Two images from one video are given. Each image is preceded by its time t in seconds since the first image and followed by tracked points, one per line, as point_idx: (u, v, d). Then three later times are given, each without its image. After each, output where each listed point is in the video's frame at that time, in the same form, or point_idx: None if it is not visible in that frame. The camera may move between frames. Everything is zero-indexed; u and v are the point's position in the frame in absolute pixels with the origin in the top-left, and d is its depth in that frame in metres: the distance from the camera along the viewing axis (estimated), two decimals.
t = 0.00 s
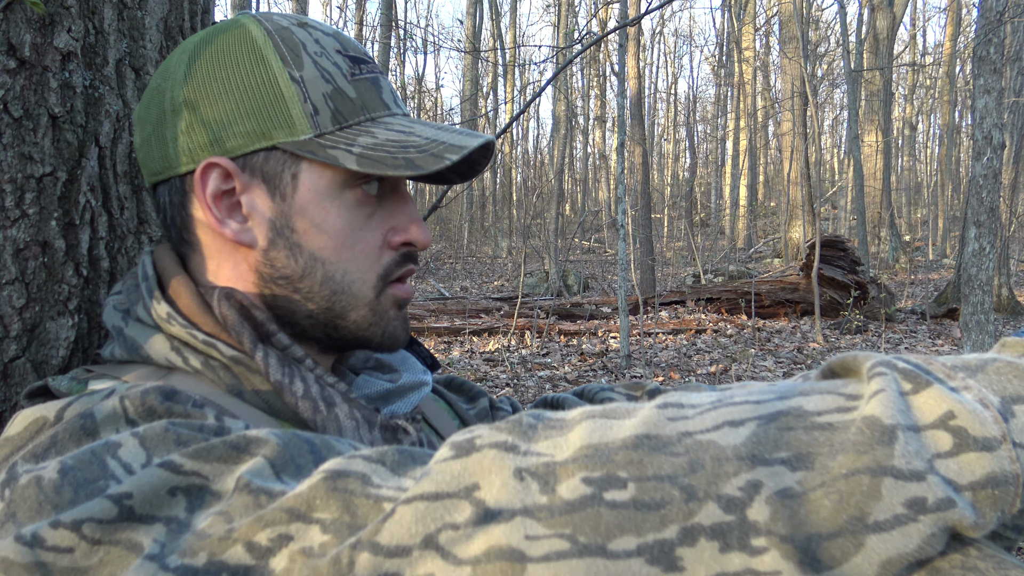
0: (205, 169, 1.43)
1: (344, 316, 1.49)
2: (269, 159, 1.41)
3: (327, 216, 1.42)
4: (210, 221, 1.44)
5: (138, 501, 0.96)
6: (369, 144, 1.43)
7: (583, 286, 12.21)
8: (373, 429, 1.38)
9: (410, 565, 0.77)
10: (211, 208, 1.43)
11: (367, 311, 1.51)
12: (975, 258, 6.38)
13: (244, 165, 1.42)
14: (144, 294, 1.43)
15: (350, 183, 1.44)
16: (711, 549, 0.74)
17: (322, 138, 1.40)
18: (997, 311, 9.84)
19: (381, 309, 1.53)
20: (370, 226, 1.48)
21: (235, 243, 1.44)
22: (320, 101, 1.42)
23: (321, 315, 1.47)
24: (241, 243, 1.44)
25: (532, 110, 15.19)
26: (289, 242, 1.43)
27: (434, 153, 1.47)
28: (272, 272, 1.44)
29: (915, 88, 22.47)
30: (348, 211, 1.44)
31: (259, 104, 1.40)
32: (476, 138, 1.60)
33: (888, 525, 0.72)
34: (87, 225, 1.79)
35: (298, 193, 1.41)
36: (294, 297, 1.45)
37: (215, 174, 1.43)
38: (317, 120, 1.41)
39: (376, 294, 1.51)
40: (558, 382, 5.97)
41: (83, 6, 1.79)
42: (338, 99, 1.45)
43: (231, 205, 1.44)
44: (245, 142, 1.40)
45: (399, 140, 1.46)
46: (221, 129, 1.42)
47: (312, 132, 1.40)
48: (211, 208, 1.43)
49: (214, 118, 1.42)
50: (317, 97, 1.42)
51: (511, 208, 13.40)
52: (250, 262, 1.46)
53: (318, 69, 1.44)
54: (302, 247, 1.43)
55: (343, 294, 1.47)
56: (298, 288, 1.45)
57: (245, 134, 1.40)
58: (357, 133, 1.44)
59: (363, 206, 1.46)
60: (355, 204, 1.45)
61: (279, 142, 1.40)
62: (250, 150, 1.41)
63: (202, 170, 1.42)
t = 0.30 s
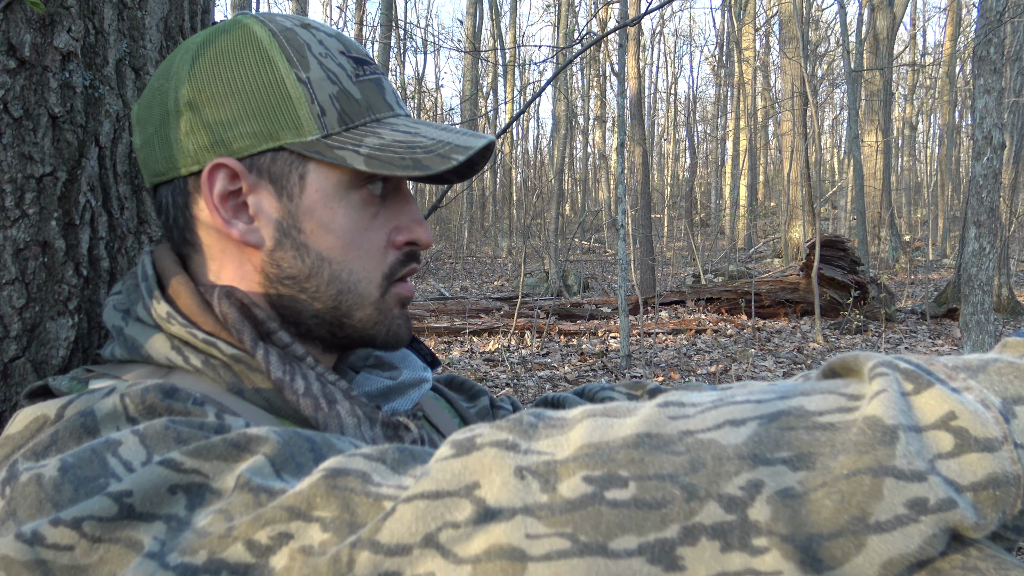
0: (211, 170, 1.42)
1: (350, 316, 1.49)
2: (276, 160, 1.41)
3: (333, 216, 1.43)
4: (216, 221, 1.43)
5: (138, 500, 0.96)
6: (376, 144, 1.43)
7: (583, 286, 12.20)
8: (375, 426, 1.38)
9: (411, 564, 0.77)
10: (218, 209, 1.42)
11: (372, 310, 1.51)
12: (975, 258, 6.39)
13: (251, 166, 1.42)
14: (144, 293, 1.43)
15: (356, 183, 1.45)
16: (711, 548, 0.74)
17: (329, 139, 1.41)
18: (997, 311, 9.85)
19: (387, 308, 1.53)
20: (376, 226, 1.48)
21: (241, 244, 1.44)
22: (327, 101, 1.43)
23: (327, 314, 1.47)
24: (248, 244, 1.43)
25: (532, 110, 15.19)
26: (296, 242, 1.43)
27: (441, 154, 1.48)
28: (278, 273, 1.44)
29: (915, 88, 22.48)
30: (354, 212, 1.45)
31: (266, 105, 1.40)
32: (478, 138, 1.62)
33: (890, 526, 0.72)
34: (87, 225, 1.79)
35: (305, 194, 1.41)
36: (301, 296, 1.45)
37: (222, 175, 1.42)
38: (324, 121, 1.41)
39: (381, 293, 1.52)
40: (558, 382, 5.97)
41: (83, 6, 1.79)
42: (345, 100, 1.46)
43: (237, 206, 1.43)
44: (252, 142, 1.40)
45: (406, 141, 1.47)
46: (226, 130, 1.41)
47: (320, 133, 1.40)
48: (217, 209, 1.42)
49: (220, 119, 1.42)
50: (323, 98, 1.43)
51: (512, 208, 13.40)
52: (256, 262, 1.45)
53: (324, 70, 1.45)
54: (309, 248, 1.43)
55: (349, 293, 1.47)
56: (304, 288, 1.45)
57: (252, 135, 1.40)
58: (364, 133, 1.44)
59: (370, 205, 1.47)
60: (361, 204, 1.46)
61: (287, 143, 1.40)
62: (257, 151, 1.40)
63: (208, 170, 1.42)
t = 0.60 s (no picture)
0: (224, 173, 1.41)
1: (359, 317, 1.50)
2: (288, 164, 1.40)
3: (345, 219, 1.43)
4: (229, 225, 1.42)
5: (137, 501, 0.96)
6: (388, 149, 1.45)
7: (583, 286, 12.20)
8: (375, 426, 1.39)
9: (409, 566, 0.77)
10: (230, 212, 1.41)
11: (382, 310, 1.52)
12: (975, 258, 6.39)
13: (263, 169, 1.40)
14: (144, 294, 1.43)
15: (367, 187, 1.45)
16: (712, 551, 0.73)
17: (342, 143, 1.41)
18: (997, 311, 9.83)
19: (395, 308, 1.54)
20: (387, 228, 1.49)
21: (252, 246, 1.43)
22: (340, 106, 1.43)
23: (337, 315, 1.48)
24: (260, 246, 1.43)
25: (532, 109, 15.17)
26: (308, 245, 1.42)
27: (452, 158, 1.53)
28: (290, 274, 1.44)
29: (915, 88, 22.48)
30: (366, 215, 1.45)
31: (279, 108, 1.40)
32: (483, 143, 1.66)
33: (892, 529, 0.72)
34: (87, 225, 1.79)
35: (318, 198, 1.41)
36: (311, 297, 1.45)
37: (235, 178, 1.41)
38: (337, 124, 1.42)
39: (390, 294, 1.53)
40: (558, 382, 5.97)
41: (83, 6, 1.79)
42: (356, 105, 1.47)
43: (248, 208, 1.42)
44: (265, 144, 1.39)
45: (418, 145, 1.50)
46: (238, 134, 1.40)
47: (333, 137, 1.40)
48: (229, 212, 1.41)
49: (231, 121, 1.40)
50: (336, 102, 1.43)
51: (511, 208, 13.40)
52: (267, 264, 1.45)
53: (336, 74, 1.45)
54: (321, 250, 1.43)
55: (359, 295, 1.48)
56: (316, 290, 1.45)
57: (264, 137, 1.39)
58: (376, 137, 1.46)
59: (380, 208, 1.48)
60: (372, 207, 1.47)
61: (300, 146, 1.39)
62: (270, 154, 1.39)
63: (221, 174, 1.40)
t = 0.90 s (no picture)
0: (237, 176, 1.38)
1: (365, 317, 1.50)
2: (301, 166, 1.39)
3: (356, 221, 1.43)
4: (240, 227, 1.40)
5: (138, 500, 0.96)
6: (399, 152, 1.47)
7: (583, 286, 12.21)
8: (377, 427, 1.39)
9: (410, 565, 0.77)
10: (242, 215, 1.39)
11: (387, 311, 1.53)
12: (975, 258, 6.40)
13: (276, 171, 1.39)
14: (145, 294, 1.43)
15: (376, 189, 1.46)
16: (713, 551, 0.73)
17: (354, 145, 1.42)
18: (997, 311, 9.84)
19: (399, 308, 1.56)
20: (395, 228, 1.50)
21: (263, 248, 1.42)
22: (352, 108, 1.45)
23: (345, 315, 1.48)
24: (271, 249, 1.42)
25: (532, 110, 15.17)
26: (319, 247, 1.42)
27: (461, 161, 1.58)
28: (299, 276, 1.44)
29: (915, 88, 22.48)
30: (376, 216, 1.46)
31: (292, 111, 1.39)
32: (484, 146, 1.71)
33: (892, 528, 0.72)
34: (87, 225, 1.79)
35: (329, 200, 1.41)
36: (320, 298, 1.45)
37: (247, 181, 1.39)
38: (350, 127, 1.42)
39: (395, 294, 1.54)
40: (558, 382, 5.97)
41: (83, 6, 1.79)
42: (366, 107, 1.48)
43: (259, 211, 1.40)
44: (278, 148, 1.38)
45: (427, 148, 1.53)
46: (250, 135, 1.38)
47: (345, 139, 1.41)
48: (242, 215, 1.39)
49: (243, 123, 1.38)
50: (348, 105, 1.44)
51: (512, 208, 13.41)
52: (275, 266, 1.45)
53: (346, 77, 1.46)
54: (332, 251, 1.43)
55: (367, 296, 1.48)
56: (325, 291, 1.45)
57: (277, 140, 1.38)
58: (386, 140, 1.48)
59: (389, 210, 1.49)
60: (381, 208, 1.47)
61: (313, 149, 1.39)
62: (283, 157, 1.38)
63: (234, 177, 1.38)
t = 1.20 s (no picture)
0: (238, 177, 1.39)
1: (368, 317, 1.51)
2: (303, 167, 1.40)
3: (359, 222, 1.44)
4: (243, 228, 1.40)
5: (138, 500, 0.96)
6: (401, 154, 1.47)
7: (583, 286, 12.21)
8: (377, 429, 1.40)
9: (410, 565, 0.77)
10: (244, 216, 1.39)
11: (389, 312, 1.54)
12: (975, 258, 6.40)
13: (279, 172, 1.39)
14: (144, 294, 1.43)
15: (378, 190, 1.47)
16: (712, 549, 0.73)
17: (357, 147, 1.42)
18: (997, 311, 9.83)
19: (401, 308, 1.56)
20: (399, 229, 1.51)
21: (265, 249, 1.42)
22: (354, 110, 1.45)
23: (348, 315, 1.48)
24: (273, 250, 1.42)
25: (532, 109, 15.17)
26: (322, 248, 1.43)
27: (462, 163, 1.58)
28: (302, 277, 1.44)
29: (915, 88, 22.48)
30: (379, 217, 1.46)
31: (296, 113, 1.39)
32: (486, 147, 1.71)
33: (891, 527, 0.72)
34: (87, 225, 1.79)
35: (331, 200, 1.41)
36: (323, 298, 1.46)
37: (250, 182, 1.39)
38: (352, 129, 1.43)
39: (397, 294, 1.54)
40: (558, 382, 5.97)
41: (82, 6, 1.79)
42: (369, 109, 1.48)
43: (261, 212, 1.40)
44: (282, 149, 1.38)
45: (429, 150, 1.53)
46: (253, 136, 1.38)
47: (348, 141, 1.41)
48: (244, 216, 1.39)
49: (247, 123, 1.38)
50: (351, 107, 1.44)
51: (511, 208, 13.41)
52: (279, 267, 1.45)
53: (349, 78, 1.46)
54: (334, 252, 1.43)
55: (370, 297, 1.49)
56: (328, 292, 1.45)
57: (280, 142, 1.38)
58: (389, 142, 1.48)
59: (392, 211, 1.50)
60: (384, 209, 1.48)
61: (316, 151, 1.39)
62: (286, 157, 1.38)
63: (236, 177, 1.38)
